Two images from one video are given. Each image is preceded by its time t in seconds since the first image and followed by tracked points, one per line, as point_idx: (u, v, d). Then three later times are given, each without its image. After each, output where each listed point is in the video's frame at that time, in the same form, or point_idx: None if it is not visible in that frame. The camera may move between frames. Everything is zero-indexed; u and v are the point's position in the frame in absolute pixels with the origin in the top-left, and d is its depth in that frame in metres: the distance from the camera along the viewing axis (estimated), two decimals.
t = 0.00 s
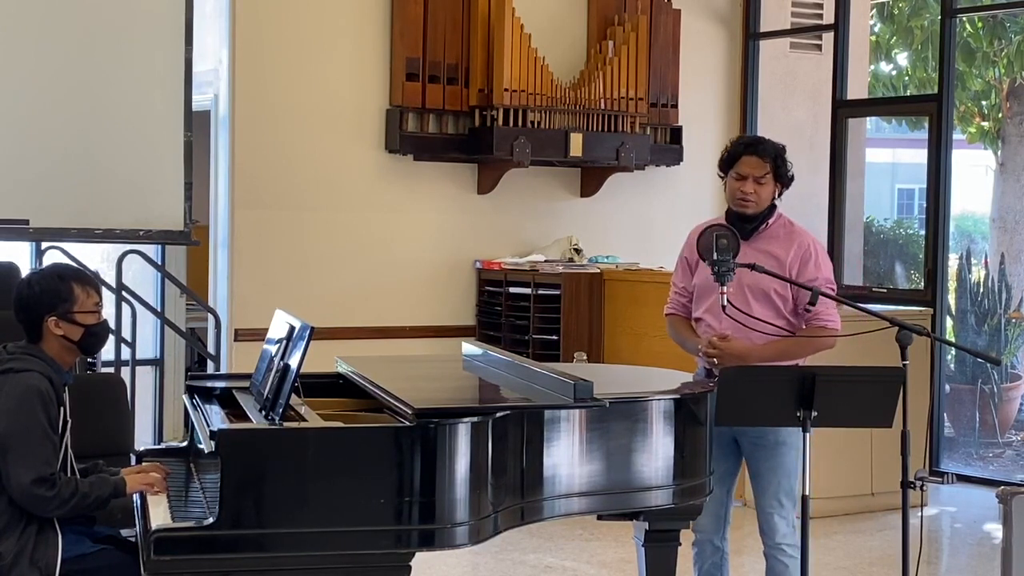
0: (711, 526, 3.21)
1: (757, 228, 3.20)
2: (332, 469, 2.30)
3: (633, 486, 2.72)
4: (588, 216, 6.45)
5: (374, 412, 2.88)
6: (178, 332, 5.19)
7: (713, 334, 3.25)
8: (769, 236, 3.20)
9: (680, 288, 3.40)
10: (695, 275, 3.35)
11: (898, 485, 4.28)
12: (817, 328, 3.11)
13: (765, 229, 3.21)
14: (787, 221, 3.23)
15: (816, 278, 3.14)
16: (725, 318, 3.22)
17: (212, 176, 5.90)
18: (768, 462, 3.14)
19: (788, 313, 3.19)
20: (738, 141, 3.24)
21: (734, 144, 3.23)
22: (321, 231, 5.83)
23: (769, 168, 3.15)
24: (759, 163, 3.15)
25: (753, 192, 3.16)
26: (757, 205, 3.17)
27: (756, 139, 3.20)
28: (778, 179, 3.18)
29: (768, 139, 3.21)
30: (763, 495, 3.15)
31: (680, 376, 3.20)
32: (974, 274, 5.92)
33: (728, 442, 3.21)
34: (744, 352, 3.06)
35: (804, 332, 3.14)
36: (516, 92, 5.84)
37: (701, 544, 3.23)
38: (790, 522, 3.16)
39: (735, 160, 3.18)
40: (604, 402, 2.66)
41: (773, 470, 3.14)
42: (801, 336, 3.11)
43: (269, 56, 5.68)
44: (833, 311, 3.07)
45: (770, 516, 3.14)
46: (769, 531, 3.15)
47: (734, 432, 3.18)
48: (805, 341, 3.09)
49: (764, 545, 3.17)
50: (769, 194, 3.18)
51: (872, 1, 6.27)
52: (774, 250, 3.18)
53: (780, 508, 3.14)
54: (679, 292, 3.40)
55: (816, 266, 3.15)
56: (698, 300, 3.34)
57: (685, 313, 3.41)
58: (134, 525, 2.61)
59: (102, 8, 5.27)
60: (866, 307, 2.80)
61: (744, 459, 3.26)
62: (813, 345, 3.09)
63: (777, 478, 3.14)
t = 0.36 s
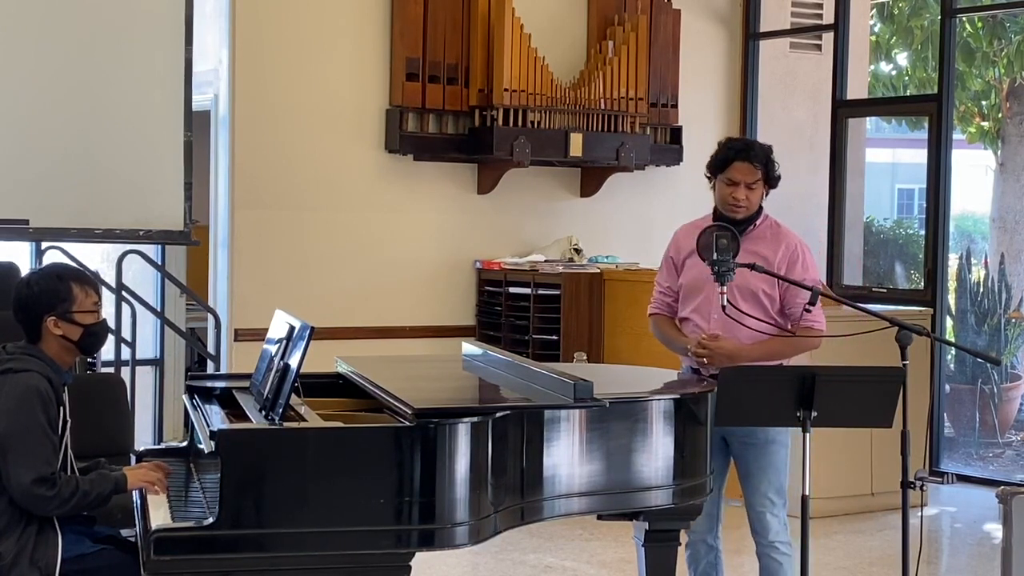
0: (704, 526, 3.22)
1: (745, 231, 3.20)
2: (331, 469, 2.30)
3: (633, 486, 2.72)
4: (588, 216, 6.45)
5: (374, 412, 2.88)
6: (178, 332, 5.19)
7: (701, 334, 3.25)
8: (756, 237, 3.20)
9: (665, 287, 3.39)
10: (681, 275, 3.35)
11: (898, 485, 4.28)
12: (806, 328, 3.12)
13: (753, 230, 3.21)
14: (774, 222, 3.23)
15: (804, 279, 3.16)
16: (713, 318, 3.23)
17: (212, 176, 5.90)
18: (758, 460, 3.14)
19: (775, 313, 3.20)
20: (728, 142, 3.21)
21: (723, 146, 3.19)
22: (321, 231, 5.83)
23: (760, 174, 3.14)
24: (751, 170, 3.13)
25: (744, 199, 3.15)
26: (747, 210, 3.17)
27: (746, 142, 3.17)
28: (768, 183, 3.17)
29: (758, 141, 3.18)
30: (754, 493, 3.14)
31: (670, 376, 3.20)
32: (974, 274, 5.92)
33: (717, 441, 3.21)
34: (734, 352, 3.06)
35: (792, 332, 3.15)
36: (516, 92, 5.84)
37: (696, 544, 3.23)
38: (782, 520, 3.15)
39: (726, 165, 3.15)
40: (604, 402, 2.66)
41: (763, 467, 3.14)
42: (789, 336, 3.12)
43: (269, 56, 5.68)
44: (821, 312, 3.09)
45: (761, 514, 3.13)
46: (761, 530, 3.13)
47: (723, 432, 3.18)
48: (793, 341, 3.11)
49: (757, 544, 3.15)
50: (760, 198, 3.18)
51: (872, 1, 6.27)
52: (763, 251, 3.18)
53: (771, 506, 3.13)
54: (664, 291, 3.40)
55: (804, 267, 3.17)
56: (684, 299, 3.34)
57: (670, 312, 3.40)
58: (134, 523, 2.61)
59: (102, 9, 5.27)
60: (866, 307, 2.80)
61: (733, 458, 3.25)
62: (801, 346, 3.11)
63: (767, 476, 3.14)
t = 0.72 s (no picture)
0: (696, 525, 3.22)
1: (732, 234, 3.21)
2: (331, 469, 2.30)
3: (633, 486, 2.72)
4: (588, 216, 6.45)
5: (374, 412, 2.88)
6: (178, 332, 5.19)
7: (689, 335, 3.25)
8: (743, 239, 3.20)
9: (647, 288, 3.38)
10: (665, 276, 3.34)
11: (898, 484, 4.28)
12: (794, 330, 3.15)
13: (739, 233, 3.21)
14: (759, 224, 3.24)
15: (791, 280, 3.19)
16: (700, 319, 3.23)
17: (212, 176, 5.90)
18: (748, 457, 3.14)
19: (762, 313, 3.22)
20: (716, 146, 3.18)
21: (711, 151, 3.17)
22: (321, 230, 5.83)
23: (748, 182, 3.13)
24: (739, 178, 3.12)
25: (732, 206, 3.15)
26: (734, 216, 3.18)
27: (735, 149, 3.15)
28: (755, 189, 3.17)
29: (746, 146, 3.16)
30: (745, 491, 3.14)
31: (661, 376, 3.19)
32: (974, 274, 5.92)
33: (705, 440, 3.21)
34: (726, 353, 3.07)
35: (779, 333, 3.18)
36: (516, 92, 5.84)
37: (689, 545, 3.22)
38: (774, 516, 3.15)
39: (715, 173, 3.14)
40: (604, 402, 2.66)
41: (753, 464, 3.14)
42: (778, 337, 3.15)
43: (269, 56, 5.68)
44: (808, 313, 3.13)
45: (753, 511, 3.12)
46: (754, 527, 3.12)
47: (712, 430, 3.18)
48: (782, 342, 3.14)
49: (749, 542, 3.14)
50: (747, 203, 3.18)
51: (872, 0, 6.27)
52: (750, 253, 3.19)
53: (762, 503, 3.13)
54: (646, 291, 3.38)
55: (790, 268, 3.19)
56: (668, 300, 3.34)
57: (652, 312, 3.39)
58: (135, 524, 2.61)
59: (102, 9, 5.27)
60: (866, 307, 2.80)
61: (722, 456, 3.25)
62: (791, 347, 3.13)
63: (757, 473, 3.14)
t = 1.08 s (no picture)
0: (694, 525, 3.22)
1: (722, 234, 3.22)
2: (332, 469, 2.30)
3: (633, 486, 2.72)
4: (588, 216, 6.45)
5: (374, 412, 2.88)
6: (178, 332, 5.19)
7: (686, 337, 3.25)
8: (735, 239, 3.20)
9: (639, 291, 3.37)
10: (657, 279, 3.33)
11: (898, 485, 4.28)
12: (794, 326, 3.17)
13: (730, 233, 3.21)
14: (748, 222, 3.24)
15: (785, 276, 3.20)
16: (697, 320, 3.24)
17: (212, 176, 5.90)
18: (745, 454, 3.14)
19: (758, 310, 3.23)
20: (700, 148, 3.17)
21: (696, 153, 3.16)
22: (321, 230, 5.83)
23: (736, 183, 3.14)
24: (726, 179, 3.13)
25: (722, 207, 3.17)
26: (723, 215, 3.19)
27: (721, 150, 3.14)
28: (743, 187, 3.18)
29: (732, 145, 3.15)
30: (742, 489, 3.14)
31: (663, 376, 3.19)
32: (974, 274, 5.92)
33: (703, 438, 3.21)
34: (728, 353, 3.08)
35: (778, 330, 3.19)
36: (516, 92, 5.84)
37: (687, 545, 3.23)
38: (770, 514, 3.15)
39: (702, 176, 3.14)
40: (604, 402, 2.66)
41: (750, 462, 3.14)
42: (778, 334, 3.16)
43: (269, 56, 5.68)
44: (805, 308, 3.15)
45: (749, 509, 3.12)
46: (749, 525, 3.13)
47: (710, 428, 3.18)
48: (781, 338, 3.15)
49: (745, 540, 3.14)
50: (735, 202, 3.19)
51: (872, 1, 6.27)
52: (743, 252, 3.19)
53: (758, 501, 3.13)
54: (638, 295, 3.37)
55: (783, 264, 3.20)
56: (661, 302, 3.33)
57: (643, 315, 3.38)
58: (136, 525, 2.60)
59: (102, 9, 5.27)
60: (866, 307, 2.80)
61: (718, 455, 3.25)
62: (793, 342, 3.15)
63: (754, 471, 3.14)
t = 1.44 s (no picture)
0: (695, 524, 3.22)
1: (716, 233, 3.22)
2: (332, 469, 2.30)
3: (633, 486, 2.72)
4: (588, 216, 6.45)
5: (374, 412, 2.88)
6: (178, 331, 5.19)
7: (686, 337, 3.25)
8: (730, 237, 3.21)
9: (638, 293, 3.37)
10: (655, 281, 3.33)
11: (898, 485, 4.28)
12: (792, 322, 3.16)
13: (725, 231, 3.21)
14: (742, 220, 3.24)
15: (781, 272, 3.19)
16: (695, 319, 3.23)
17: (212, 176, 5.90)
18: (746, 454, 3.14)
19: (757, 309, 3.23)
20: (689, 149, 3.18)
21: (684, 155, 3.17)
22: (321, 230, 5.83)
23: (726, 181, 3.14)
24: (716, 178, 3.13)
25: (713, 207, 3.17)
26: (716, 215, 3.19)
27: (708, 150, 3.15)
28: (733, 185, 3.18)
29: (719, 144, 3.16)
30: (743, 488, 3.14)
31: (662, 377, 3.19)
32: (974, 274, 5.92)
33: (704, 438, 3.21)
34: (726, 353, 3.08)
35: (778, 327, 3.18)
36: (516, 92, 5.84)
37: (688, 544, 3.23)
38: (771, 514, 3.15)
39: (692, 177, 3.15)
40: (604, 402, 2.66)
41: (751, 462, 3.14)
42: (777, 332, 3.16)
43: (269, 56, 5.68)
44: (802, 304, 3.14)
45: (750, 508, 3.12)
46: (751, 524, 3.13)
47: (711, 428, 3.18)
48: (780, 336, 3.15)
49: (746, 539, 3.14)
50: (727, 200, 3.19)
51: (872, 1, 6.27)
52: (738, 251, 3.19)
53: (760, 500, 3.13)
54: (637, 297, 3.38)
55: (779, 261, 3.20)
56: (660, 304, 3.33)
57: (643, 317, 3.38)
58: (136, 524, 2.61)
59: (102, 9, 5.27)
60: (866, 307, 2.80)
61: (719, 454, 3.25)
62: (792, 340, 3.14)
63: (755, 470, 3.14)
